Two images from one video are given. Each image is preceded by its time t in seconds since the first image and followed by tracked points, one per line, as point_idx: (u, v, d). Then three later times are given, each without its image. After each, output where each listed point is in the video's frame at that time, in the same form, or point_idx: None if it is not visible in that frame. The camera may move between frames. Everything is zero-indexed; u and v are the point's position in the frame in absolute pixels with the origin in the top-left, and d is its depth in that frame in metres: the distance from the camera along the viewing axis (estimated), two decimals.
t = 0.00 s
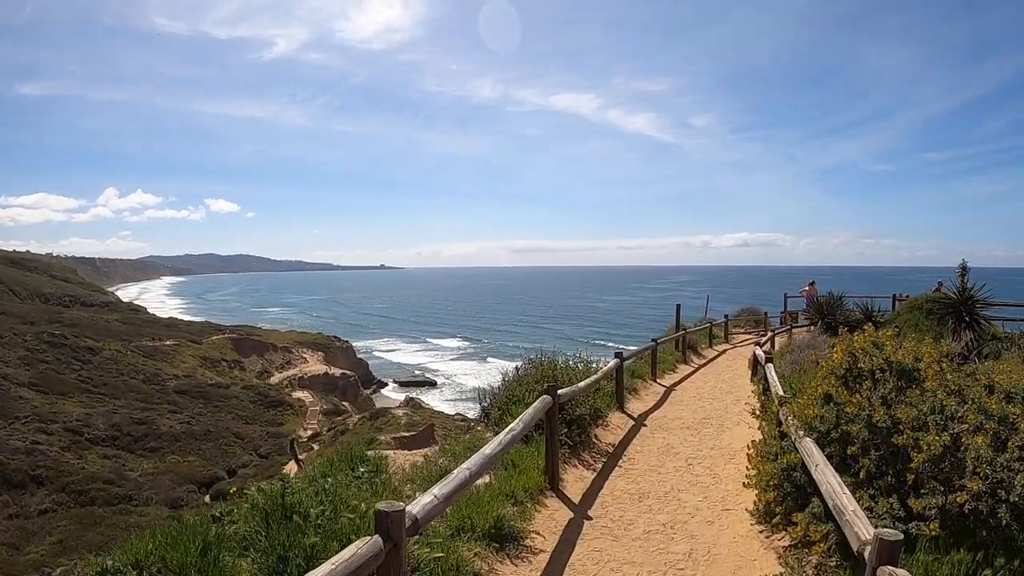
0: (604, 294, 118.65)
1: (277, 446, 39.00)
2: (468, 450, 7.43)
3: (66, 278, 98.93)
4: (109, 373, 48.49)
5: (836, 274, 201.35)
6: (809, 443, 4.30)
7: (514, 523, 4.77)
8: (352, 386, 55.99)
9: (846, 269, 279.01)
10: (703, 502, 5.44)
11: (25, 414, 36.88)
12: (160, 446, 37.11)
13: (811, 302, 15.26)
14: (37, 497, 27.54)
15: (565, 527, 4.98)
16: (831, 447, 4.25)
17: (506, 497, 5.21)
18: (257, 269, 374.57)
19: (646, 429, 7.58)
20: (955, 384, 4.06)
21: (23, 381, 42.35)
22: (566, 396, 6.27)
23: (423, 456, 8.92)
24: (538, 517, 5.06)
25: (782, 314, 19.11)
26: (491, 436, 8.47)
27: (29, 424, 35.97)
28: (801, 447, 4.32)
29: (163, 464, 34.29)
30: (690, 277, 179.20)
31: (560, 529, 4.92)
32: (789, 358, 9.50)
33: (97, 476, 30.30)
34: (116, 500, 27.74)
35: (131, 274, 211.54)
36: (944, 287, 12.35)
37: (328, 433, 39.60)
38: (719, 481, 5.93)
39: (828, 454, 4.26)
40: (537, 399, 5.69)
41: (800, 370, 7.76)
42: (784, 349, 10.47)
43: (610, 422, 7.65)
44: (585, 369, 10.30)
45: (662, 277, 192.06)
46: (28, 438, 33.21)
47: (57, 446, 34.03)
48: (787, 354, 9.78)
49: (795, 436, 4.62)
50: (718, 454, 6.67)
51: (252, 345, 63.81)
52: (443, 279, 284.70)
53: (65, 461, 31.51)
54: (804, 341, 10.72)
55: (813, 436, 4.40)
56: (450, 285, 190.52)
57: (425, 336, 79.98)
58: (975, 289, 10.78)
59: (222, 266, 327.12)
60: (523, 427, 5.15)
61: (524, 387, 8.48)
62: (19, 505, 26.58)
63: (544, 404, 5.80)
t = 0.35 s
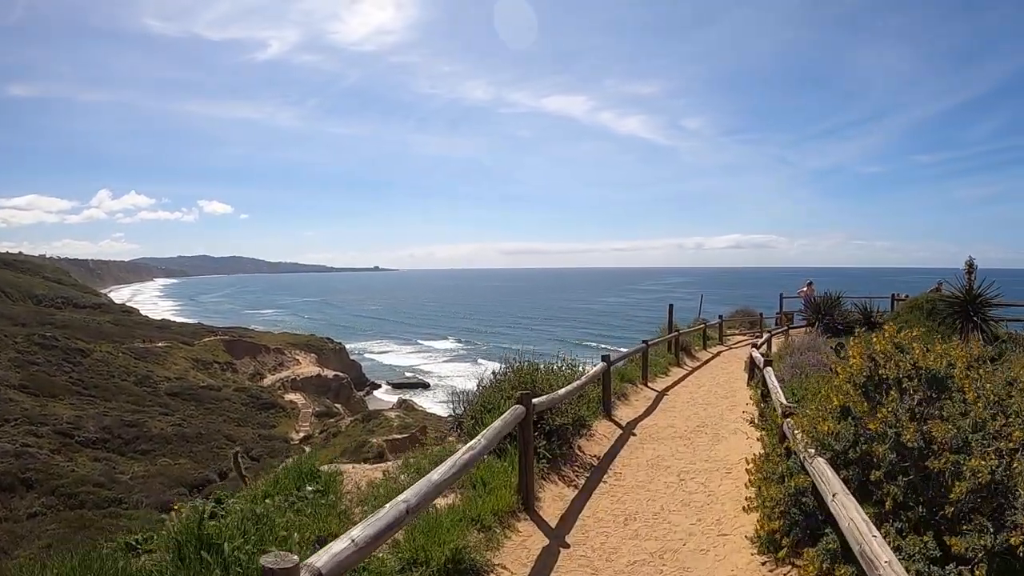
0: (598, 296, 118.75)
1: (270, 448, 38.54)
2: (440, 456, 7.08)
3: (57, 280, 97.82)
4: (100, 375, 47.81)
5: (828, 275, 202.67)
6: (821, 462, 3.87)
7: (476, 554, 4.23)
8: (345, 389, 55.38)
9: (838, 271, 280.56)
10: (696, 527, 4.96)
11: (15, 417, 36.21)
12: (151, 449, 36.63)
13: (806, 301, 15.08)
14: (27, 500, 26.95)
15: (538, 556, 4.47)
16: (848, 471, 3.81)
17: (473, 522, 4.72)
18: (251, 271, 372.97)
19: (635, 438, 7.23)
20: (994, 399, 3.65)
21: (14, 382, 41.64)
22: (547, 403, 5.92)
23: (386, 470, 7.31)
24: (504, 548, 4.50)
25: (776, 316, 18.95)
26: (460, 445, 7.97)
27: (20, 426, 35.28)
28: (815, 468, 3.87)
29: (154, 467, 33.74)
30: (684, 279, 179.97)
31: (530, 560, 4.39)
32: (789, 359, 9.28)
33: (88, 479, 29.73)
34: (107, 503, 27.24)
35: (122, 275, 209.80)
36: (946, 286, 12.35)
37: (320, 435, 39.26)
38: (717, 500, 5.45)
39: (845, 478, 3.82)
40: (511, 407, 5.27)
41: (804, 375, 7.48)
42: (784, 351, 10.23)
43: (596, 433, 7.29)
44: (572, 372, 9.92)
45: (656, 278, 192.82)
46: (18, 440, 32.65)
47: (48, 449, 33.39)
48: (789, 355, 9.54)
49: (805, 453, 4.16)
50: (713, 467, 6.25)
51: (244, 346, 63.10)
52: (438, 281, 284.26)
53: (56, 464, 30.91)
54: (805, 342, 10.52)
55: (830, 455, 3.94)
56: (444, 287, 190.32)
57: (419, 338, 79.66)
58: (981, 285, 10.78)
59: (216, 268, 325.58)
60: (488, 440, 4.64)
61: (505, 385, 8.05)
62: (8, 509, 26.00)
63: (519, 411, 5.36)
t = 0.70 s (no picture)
0: (592, 297, 118.93)
1: (261, 450, 38.10)
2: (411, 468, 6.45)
3: (49, 281, 96.92)
4: (91, 377, 47.17)
5: (820, 276, 204.11)
6: (859, 490, 3.22)
7: None
8: (338, 390, 54.85)
9: (830, 271, 282.60)
10: (705, 556, 4.15)
11: (3, 419, 35.54)
12: (142, 451, 36.12)
13: (805, 301, 14.89)
14: (16, 504, 26.38)
15: None
16: (893, 500, 3.14)
17: (441, 556, 3.91)
18: (244, 272, 371.64)
19: (629, 447, 6.57)
20: None
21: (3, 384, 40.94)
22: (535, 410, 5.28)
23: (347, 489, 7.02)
24: None
25: (772, 315, 18.81)
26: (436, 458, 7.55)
27: (8, 429, 34.64)
28: (851, 497, 3.25)
29: (145, 470, 33.22)
30: (677, 279, 180.80)
31: None
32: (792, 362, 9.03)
33: (78, 482, 29.20)
34: (97, 506, 26.76)
35: (115, 276, 208.47)
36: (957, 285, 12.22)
37: (312, 437, 38.85)
38: (725, 522, 4.66)
39: (889, 510, 3.15)
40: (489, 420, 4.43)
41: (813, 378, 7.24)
42: (787, 354, 9.95)
43: (588, 441, 6.61)
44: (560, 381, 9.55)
45: (649, 278, 193.71)
46: (8, 442, 32.06)
47: (38, 452, 32.80)
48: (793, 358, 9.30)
49: (836, 477, 3.53)
50: (717, 481, 5.51)
51: (237, 348, 62.54)
52: (432, 282, 284.61)
53: (45, 467, 30.33)
54: (808, 343, 10.27)
55: (871, 483, 3.27)
56: (438, 288, 190.41)
57: (413, 339, 79.35)
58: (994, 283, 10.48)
59: (209, 269, 324.19)
60: (452, 465, 3.81)
61: (486, 392, 7.58)
62: None
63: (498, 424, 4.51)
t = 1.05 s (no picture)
0: (586, 297, 118.90)
1: (254, 451, 37.63)
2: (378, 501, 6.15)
3: (42, 280, 95.81)
4: (83, 378, 46.51)
5: (814, 276, 205.03)
6: (909, 562, 2.90)
7: None
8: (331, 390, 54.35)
9: (823, 271, 284.00)
10: None
11: None
12: (133, 453, 35.63)
13: (806, 304, 14.59)
14: (5, 506, 25.72)
15: None
16: None
17: None
18: (238, 271, 369.76)
19: (622, 471, 6.08)
20: None
21: None
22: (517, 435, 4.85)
23: (295, 528, 6.81)
24: None
25: (770, 317, 18.63)
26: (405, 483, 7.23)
27: None
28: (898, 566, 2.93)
29: (136, 472, 32.64)
30: (672, 279, 181.00)
31: None
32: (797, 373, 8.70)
33: (68, 484, 28.59)
34: (88, 507, 26.15)
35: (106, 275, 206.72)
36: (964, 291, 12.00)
37: (306, 438, 38.48)
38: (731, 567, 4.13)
39: None
40: (456, 455, 3.87)
41: (823, 394, 6.91)
42: (793, 362, 9.63)
43: (578, 465, 6.14)
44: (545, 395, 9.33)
45: (643, 278, 193.96)
46: None
47: (28, 453, 32.11)
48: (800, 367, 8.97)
49: (878, 540, 3.18)
50: (721, 514, 5.00)
51: (230, 348, 61.90)
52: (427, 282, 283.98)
53: (35, 468, 29.69)
54: (815, 350, 9.97)
55: (923, 554, 2.98)
56: (433, 288, 189.99)
57: (407, 339, 79.00)
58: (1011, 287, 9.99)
59: (203, 268, 322.35)
60: (401, 522, 3.14)
61: (460, 413, 7.19)
62: None
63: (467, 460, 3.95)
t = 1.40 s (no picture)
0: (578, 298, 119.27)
1: (242, 453, 37.06)
2: (314, 518, 5.46)
3: (31, 279, 94.52)
4: (72, 379, 45.71)
5: (804, 279, 207.04)
6: None
7: None
8: (322, 392, 53.86)
9: (813, 274, 286.27)
10: None
11: None
12: (120, 454, 35.04)
13: (804, 301, 14.45)
14: None
15: None
16: None
17: None
18: (229, 271, 367.69)
19: (605, 481, 5.78)
20: None
21: None
22: (475, 442, 4.47)
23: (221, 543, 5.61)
24: None
25: (764, 317, 18.50)
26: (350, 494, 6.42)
27: None
28: None
29: (123, 474, 31.96)
30: (664, 281, 182.11)
31: None
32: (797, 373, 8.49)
33: (55, 485, 27.81)
34: (74, 509, 25.46)
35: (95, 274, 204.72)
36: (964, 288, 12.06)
37: (296, 439, 38.00)
38: None
39: None
40: (387, 468, 3.47)
41: (827, 394, 6.68)
42: (792, 361, 9.42)
43: (554, 474, 5.84)
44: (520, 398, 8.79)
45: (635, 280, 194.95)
46: None
47: (15, 453, 31.30)
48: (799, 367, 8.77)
49: None
50: (713, 531, 4.72)
51: (219, 348, 61.13)
52: (420, 283, 283.98)
53: (22, 470, 28.93)
54: (816, 348, 9.82)
55: None
56: (425, 289, 189.95)
57: (399, 340, 78.64)
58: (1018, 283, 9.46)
59: (193, 268, 320.32)
60: (289, 561, 2.54)
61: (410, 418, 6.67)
62: None
63: (403, 473, 3.56)
